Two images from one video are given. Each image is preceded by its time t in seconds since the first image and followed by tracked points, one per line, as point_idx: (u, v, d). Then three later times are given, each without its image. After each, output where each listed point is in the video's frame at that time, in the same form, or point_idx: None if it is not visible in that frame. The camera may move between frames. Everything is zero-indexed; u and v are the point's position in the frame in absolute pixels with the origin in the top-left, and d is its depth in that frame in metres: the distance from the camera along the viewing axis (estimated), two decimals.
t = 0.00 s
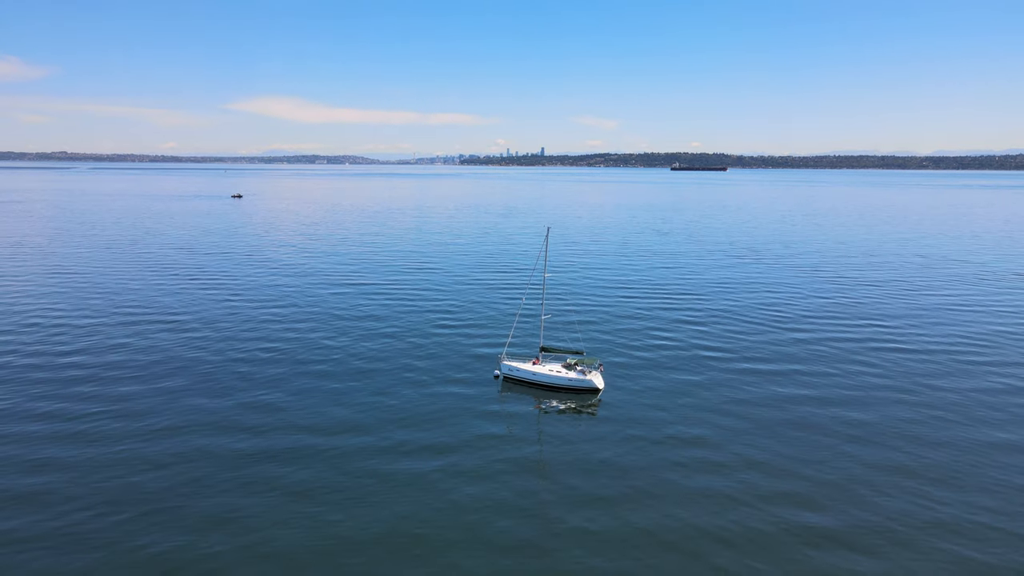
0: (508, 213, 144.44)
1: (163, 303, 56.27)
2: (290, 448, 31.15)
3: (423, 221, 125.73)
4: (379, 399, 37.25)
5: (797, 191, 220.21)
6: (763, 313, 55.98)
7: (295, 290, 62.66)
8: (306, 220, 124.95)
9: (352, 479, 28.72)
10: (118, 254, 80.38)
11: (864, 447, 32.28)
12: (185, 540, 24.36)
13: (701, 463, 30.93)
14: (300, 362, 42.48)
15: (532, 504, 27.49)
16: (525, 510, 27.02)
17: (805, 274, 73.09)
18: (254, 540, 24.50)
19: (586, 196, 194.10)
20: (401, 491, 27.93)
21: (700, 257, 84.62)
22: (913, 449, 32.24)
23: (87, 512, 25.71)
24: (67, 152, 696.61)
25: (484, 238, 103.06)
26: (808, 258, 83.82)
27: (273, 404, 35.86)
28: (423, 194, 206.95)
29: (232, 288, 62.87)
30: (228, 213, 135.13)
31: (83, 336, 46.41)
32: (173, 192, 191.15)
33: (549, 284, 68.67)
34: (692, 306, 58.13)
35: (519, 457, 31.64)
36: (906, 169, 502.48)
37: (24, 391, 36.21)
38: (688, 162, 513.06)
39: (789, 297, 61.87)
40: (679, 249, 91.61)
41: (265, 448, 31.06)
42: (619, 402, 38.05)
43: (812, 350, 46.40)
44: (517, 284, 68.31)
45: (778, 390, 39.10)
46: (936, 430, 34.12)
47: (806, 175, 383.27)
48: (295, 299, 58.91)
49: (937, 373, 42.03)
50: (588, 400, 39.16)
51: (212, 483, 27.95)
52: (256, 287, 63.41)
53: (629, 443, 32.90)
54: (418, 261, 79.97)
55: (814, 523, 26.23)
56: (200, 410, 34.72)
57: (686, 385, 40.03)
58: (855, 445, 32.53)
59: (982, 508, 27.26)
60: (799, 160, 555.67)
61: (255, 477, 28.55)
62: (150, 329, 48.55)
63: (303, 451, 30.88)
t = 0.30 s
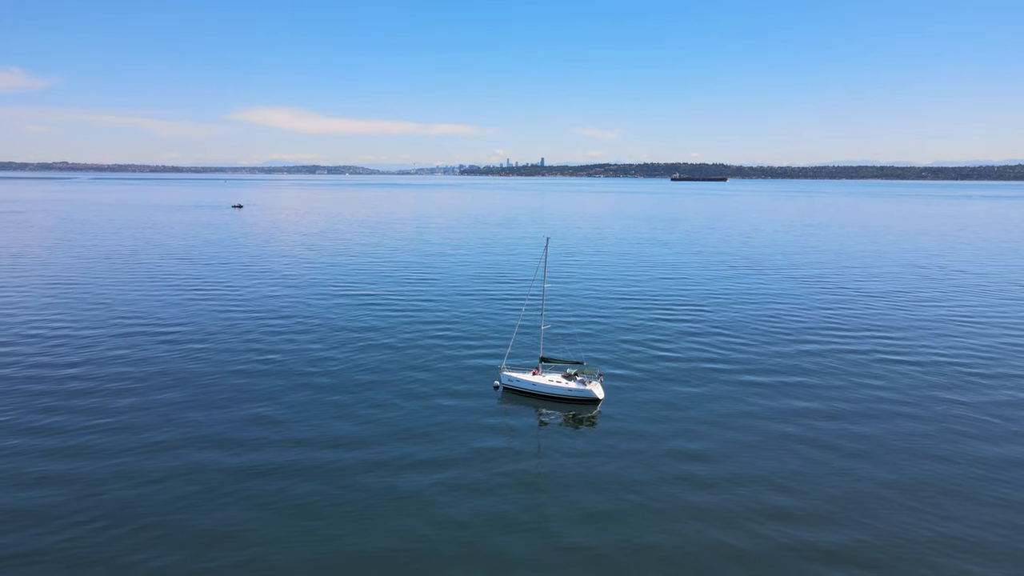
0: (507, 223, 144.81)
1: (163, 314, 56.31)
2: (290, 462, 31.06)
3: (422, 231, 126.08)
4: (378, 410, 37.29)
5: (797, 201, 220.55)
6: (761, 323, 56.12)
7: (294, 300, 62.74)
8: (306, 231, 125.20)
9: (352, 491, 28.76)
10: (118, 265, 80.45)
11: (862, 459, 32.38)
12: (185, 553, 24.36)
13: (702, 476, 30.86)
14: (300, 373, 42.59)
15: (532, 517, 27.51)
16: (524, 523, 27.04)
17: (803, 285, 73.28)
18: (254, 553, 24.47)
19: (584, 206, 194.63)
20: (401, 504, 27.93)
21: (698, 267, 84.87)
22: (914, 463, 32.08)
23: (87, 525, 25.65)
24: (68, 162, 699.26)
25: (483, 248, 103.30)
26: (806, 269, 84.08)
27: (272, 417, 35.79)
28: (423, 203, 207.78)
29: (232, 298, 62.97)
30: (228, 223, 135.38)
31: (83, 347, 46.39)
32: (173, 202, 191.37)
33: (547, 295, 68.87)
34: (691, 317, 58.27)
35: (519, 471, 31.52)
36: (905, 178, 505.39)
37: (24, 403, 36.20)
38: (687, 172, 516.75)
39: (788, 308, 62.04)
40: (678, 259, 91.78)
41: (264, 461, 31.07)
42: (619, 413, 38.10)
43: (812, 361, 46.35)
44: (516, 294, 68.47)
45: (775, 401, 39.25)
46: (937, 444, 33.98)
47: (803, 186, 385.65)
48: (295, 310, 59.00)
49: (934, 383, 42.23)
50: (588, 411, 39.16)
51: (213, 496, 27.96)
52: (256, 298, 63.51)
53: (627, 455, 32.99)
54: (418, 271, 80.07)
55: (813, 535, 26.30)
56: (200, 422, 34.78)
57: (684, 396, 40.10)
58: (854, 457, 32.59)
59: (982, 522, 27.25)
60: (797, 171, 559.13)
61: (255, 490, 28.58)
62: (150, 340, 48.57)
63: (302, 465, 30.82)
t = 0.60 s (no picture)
0: (507, 232, 145.10)
1: (163, 324, 56.44)
2: (290, 475, 30.90)
3: (422, 241, 126.31)
4: (378, 420, 37.40)
5: (796, 211, 221.31)
6: (760, 333, 56.27)
7: (294, 311, 62.88)
8: (306, 240, 125.38)
9: (352, 501, 28.89)
10: (118, 275, 80.58)
11: (860, 468, 32.51)
12: (187, 564, 24.47)
13: (701, 486, 30.92)
14: (300, 384, 42.73)
15: (531, 527, 27.63)
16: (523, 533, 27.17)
17: (802, 295, 73.47)
18: (255, 564, 24.60)
19: (585, 215, 195.10)
20: (400, 514, 28.05)
21: (698, 277, 85.06)
22: (918, 475, 31.97)
23: (89, 536, 25.78)
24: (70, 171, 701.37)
25: (483, 258, 103.53)
26: (805, 279, 84.29)
27: (272, 429, 35.63)
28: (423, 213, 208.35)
29: (233, 308, 63.13)
30: (228, 232, 135.67)
31: (84, 358, 46.47)
32: (174, 211, 192.02)
33: (547, 305, 69.04)
34: (689, 327, 58.42)
35: (521, 483, 31.41)
36: (904, 189, 506.72)
37: (26, 414, 36.33)
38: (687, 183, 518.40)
39: (787, 318, 62.19)
40: (678, 269, 91.99)
41: (264, 471, 31.18)
42: (619, 421, 38.11)
43: (812, 372, 46.31)
44: (515, 305, 68.63)
45: (774, 411, 39.38)
46: (939, 457, 33.87)
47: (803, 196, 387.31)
48: (295, 320, 59.15)
49: (931, 394, 42.42)
50: (589, 421, 39.13)
51: (214, 506, 28.08)
52: (257, 308, 63.68)
53: (626, 464, 33.08)
54: (418, 281, 80.22)
55: (810, 544, 26.46)
56: (200, 433, 34.91)
57: (683, 406, 40.24)
58: (851, 466, 32.70)
59: (978, 531, 27.42)
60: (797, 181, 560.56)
61: (256, 500, 28.70)
62: (151, 351, 48.69)
63: (303, 476, 30.90)
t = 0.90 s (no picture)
0: (507, 244, 145.25)
1: (162, 334, 56.28)
2: (282, 491, 29.94)
3: (422, 252, 126.41)
4: (377, 428, 37.13)
5: (797, 222, 221.37)
6: (761, 342, 56.02)
7: (293, 320, 62.70)
8: (306, 251, 125.44)
9: (350, 510, 28.56)
10: (118, 285, 80.52)
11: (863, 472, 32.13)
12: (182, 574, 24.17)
13: (702, 491, 30.56)
14: (298, 392, 42.45)
15: (530, 533, 27.29)
16: (523, 539, 26.82)
17: (802, 304, 73.26)
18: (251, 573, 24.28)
19: (585, 227, 195.36)
20: (399, 522, 27.72)
21: (698, 287, 84.98)
22: (932, 486, 30.79)
23: (84, 548, 25.49)
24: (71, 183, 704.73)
25: (483, 268, 103.46)
26: (806, 289, 84.13)
27: (265, 443, 34.72)
28: (423, 224, 208.80)
29: (232, 318, 62.97)
30: (229, 243, 135.87)
31: (82, 368, 46.27)
32: (176, 223, 192.38)
33: (546, 315, 68.82)
34: (690, 336, 58.17)
35: (520, 496, 30.37)
36: (903, 200, 508.08)
37: (23, 423, 36.11)
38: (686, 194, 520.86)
39: (787, 327, 61.97)
40: (678, 279, 91.89)
41: (262, 480, 30.87)
42: (619, 430, 37.89)
43: (819, 382, 45.32)
44: (515, 314, 68.45)
45: (775, 416, 39.04)
46: (953, 467, 32.68)
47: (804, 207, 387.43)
48: (294, 330, 58.97)
49: (934, 399, 42.06)
50: (588, 431, 38.99)
51: (211, 516, 27.79)
52: (256, 317, 63.52)
53: (626, 470, 32.76)
54: (417, 291, 80.07)
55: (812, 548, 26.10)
56: (198, 442, 34.63)
57: (683, 412, 39.92)
58: (854, 470, 32.32)
59: (983, 533, 27.03)
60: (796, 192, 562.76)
61: (253, 509, 28.41)
62: (149, 360, 48.52)
63: (301, 484, 30.60)
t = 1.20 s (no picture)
0: (507, 253, 145.07)
1: (161, 344, 56.20)
2: (279, 507, 29.57)
3: (422, 262, 126.41)
4: (377, 439, 37.02)
5: (798, 232, 221.37)
6: (761, 352, 55.95)
7: (293, 331, 62.55)
8: (307, 261, 125.50)
9: (349, 523, 28.43)
10: (118, 295, 80.41)
11: (865, 485, 31.99)
12: None
13: (703, 503, 30.42)
14: (298, 403, 42.33)
15: (531, 547, 27.08)
16: (523, 552, 26.70)
17: (803, 315, 73.22)
18: None
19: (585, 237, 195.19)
20: (398, 535, 27.62)
21: (699, 298, 84.90)
22: (937, 503, 30.36)
23: (83, 563, 25.35)
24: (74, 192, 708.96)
25: (483, 278, 103.46)
26: (807, 299, 84.01)
27: (263, 457, 34.39)
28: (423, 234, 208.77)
29: (232, 328, 62.87)
30: (229, 253, 135.73)
31: (81, 378, 46.12)
32: (178, 232, 192.80)
33: (546, 325, 68.78)
34: (690, 346, 58.12)
35: (520, 512, 29.96)
36: (903, 210, 509.44)
37: (21, 435, 35.96)
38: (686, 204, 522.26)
39: (788, 337, 61.86)
40: (678, 289, 91.84)
41: (261, 493, 30.77)
42: (619, 441, 37.77)
43: (821, 394, 44.96)
44: (515, 325, 68.37)
45: (776, 428, 38.90)
46: (959, 482, 32.32)
47: (801, 216, 389.66)
48: (294, 340, 58.89)
49: (935, 410, 41.97)
50: (588, 442, 38.89)
51: (209, 530, 27.61)
52: (256, 327, 63.43)
53: (626, 482, 32.65)
54: (417, 301, 79.97)
55: (815, 563, 25.94)
56: (197, 455, 34.46)
57: (684, 423, 39.81)
58: (856, 483, 32.20)
59: (987, 549, 26.84)
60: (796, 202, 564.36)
61: (252, 522, 28.29)
62: (149, 371, 48.43)
63: (300, 497, 30.47)
